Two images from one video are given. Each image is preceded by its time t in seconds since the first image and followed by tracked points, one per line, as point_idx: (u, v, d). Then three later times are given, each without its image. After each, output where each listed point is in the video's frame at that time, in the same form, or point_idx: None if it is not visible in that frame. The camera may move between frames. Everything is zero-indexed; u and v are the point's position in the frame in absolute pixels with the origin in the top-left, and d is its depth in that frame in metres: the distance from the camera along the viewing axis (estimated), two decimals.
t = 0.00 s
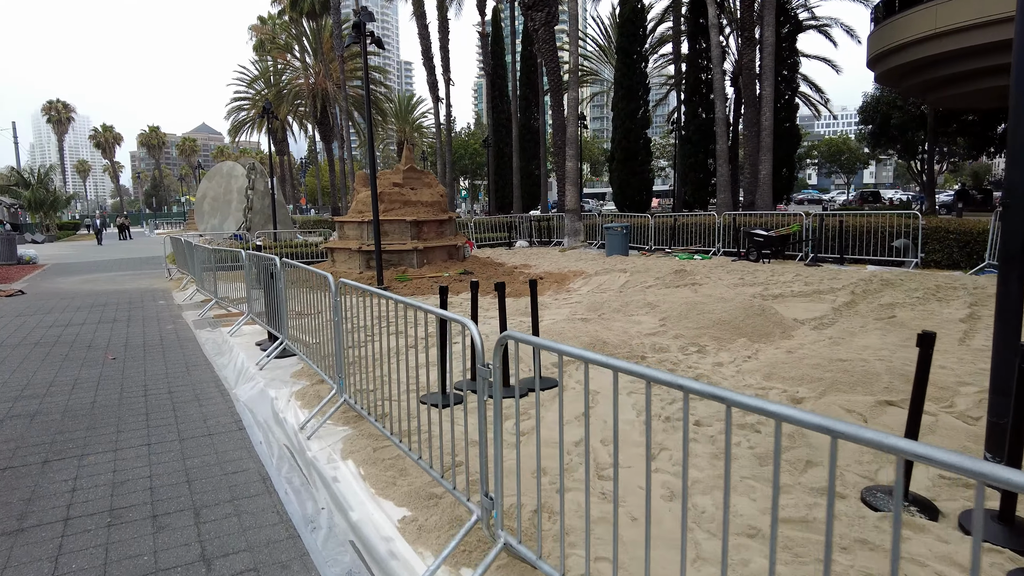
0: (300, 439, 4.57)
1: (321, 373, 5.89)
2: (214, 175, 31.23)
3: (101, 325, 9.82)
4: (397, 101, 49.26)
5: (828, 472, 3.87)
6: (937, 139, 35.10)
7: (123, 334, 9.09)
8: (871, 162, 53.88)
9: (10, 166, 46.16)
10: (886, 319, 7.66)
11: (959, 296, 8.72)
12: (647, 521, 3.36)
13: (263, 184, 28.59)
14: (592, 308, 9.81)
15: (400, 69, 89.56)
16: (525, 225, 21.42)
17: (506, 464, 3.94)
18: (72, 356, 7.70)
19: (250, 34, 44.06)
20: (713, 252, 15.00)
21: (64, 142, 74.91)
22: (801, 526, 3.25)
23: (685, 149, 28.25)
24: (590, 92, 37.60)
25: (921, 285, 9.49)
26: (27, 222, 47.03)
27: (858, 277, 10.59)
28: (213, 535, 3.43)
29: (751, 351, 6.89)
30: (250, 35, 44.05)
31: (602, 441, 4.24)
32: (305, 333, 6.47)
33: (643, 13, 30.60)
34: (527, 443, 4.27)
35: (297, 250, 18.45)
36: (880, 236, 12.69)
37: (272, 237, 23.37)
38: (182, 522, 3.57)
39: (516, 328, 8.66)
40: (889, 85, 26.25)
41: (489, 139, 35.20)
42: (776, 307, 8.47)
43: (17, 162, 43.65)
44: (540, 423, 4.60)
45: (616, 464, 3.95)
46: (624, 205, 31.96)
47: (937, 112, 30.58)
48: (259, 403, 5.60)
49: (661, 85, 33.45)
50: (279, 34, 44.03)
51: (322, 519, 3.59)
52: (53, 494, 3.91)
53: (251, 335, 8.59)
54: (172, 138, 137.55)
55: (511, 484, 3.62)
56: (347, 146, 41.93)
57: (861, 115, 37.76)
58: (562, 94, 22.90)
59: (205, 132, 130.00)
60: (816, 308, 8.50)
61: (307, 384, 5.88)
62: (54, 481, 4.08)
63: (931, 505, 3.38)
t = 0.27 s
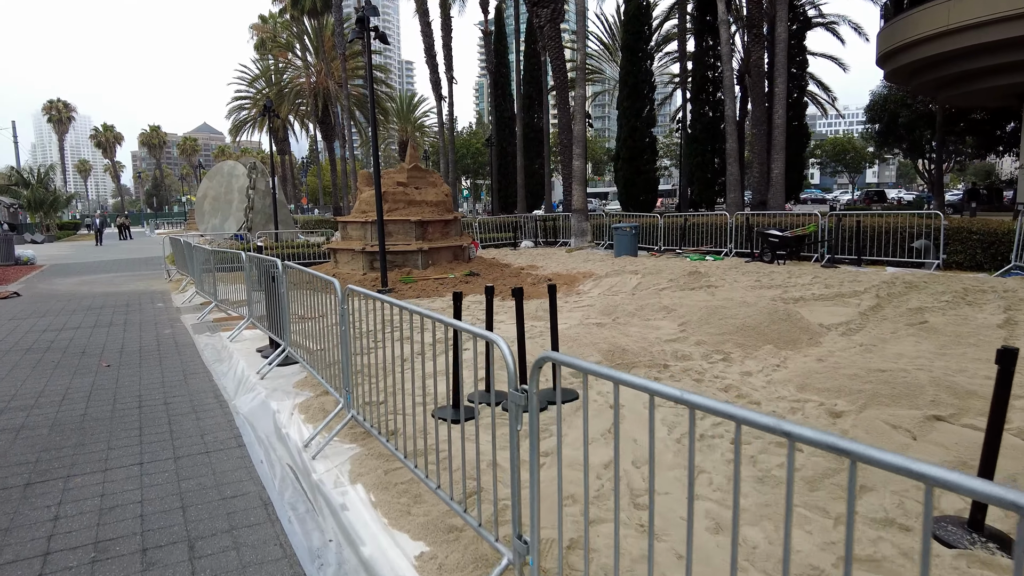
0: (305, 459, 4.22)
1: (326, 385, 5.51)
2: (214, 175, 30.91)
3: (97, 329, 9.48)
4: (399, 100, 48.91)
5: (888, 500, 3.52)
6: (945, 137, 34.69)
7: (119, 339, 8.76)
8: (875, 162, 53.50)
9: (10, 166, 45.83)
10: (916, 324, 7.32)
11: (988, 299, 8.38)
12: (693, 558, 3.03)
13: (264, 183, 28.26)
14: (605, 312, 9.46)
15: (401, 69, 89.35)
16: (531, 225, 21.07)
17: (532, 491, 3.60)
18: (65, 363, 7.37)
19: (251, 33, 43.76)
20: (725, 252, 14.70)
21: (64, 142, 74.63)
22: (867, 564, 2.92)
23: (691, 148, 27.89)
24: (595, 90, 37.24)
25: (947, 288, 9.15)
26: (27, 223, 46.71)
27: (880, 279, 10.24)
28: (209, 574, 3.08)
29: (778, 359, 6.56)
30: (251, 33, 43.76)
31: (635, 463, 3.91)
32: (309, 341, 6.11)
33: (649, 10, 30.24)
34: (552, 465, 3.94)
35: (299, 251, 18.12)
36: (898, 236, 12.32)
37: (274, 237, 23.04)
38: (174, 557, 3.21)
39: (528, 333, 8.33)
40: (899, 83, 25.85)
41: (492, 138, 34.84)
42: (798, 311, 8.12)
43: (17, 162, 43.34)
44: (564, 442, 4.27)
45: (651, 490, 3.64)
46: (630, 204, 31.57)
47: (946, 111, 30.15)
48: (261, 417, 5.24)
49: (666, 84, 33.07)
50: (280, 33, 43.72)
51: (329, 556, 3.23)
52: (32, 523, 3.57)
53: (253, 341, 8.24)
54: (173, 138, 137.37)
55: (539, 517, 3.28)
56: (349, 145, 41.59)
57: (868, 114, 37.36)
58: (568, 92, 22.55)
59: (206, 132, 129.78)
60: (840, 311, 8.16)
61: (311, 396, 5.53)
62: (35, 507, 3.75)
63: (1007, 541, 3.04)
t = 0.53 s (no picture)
0: (317, 476, 3.93)
1: (339, 395, 5.19)
2: (218, 174, 30.56)
3: (98, 332, 9.20)
4: (403, 98, 48.60)
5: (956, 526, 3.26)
6: (956, 136, 34.25)
7: (121, 342, 8.48)
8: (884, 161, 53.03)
9: (13, 165, 45.58)
10: (952, 329, 7.02)
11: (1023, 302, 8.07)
12: None
13: (268, 182, 27.98)
14: (622, 314, 9.17)
15: (405, 68, 89.02)
16: (539, 224, 20.76)
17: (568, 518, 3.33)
18: (64, 367, 7.08)
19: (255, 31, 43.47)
20: (740, 252, 14.44)
21: (67, 141, 74.41)
22: None
23: (700, 146, 27.55)
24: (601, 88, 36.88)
25: (977, 291, 8.84)
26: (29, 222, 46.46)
27: (905, 281, 9.94)
28: None
29: (810, 365, 6.26)
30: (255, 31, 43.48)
31: (676, 484, 3.66)
32: (320, 347, 5.79)
33: (657, 7, 29.87)
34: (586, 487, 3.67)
35: (304, 251, 17.84)
36: (921, 236, 11.95)
37: (278, 236, 22.77)
38: None
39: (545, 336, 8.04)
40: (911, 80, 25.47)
41: (498, 136, 34.50)
42: (826, 314, 7.83)
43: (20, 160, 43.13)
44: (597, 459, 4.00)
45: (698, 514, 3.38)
46: (637, 203, 31.21)
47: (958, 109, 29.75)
48: (268, 429, 4.93)
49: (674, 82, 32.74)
50: (284, 31, 43.43)
51: None
52: (22, 550, 3.26)
53: (259, 345, 7.93)
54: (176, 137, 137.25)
55: (579, 548, 3.00)
56: (354, 144, 41.30)
57: (878, 112, 36.95)
58: (577, 89, 22.21)
59: (209, 130, 129.62)
60: (869, 314, 7.87)
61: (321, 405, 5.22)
62: (26, 531, 3.45)
63: None
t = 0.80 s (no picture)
0: (331, 499, 3.62)
1: (352, 407, 4.87)
2: (223, 173, 30.08)
3: (99, 336, 8.91)
4: (408, 98, 48.32)
5: None
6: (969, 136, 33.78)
7: (123, 347, 8.19)
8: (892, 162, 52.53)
9: (18, 164, 45.41)
10: (993, 336, 6.68)
11: None
12: None
13: (274, 182, 27.75)
14: (642, 320, 8.85)
15: (410, 68, 88.77)
16: (548, 225, 20.42)
17: (614, 551, 3.02)
18: (63, 374, 6.78)
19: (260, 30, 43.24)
20: (756, 254, 14.18)
21: (73, 141, 74.33)
22: None
23: (711, 147, 27.20)
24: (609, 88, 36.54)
25: (1011, 296, 8.50)
26: (34, 221, 46.26)
27: (933, 285, 9.60)
28: None
29: (847, 376, 5.93)
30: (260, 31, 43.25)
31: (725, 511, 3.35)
32: (332, 356, 5.48)
33: (667, 6, 29.51)
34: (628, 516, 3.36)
35: (310, 251, 17.56)
36: (945, 239, 11.56)
37: (284, 237, 22.52)
38: None
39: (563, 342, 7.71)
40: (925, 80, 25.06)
41: (505, 136, 34.18)
42: (856, 320, 7.50)
43: (25, 159, 42.95)
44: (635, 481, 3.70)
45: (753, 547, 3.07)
46: (646, 204, 30.83)
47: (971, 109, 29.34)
48: (278, 444, 4.62)
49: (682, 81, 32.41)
50: (290, 30, 43.20)
51: None
52: None
53: (265, 351, 7.60)
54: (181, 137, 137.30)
55: None
56: (359, 144, 41.02)
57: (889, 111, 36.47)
58: (586, 89, 21.87)
59: (214, 130, 129.58)
60: (902, 320, 7.52)
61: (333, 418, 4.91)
62: (14, 562, 3.14)
63: None
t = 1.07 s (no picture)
0: (340, 524, 3.33)
1: (362, 420, 4.56)
2: (226, 173, 29.97)
3: (97, 340, 8.62)
4: (411, 97, 48.02)
5: None
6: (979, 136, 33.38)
7: (121, 352, 7.90)
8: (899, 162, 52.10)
9: (20, 164, 45.20)
10: None
11: None
12: None
13: (277, 182, 27.48)
14: (658, 324, 8.54)
15: (412, 68, 88.52)
16: (555, 225, 20.14)
17: None
18: (57, 381, 6.49)
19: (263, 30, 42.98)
20: (770, 255, 13.92)
21: (75, 141, 74.15)
22: None
23: (719, 146, 26.89)
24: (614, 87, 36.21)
25: None
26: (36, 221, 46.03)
27: (959, 288, 9.27)
28: None
29: (881, 385, 5.60)
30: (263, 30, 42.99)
31: (775, 541, 3.04)
32: (340, 365, 5.16)
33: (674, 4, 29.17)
34: (669, 548, 3.05)
35: (314, 252, 17.27)
36: (967, 240, 11.24)
37: (287, 237, 22.24)
38: None
39: (577, 348, 7.40)
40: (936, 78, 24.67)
41: (510, 136, 33.87)
42: (885, 324, 7.17)
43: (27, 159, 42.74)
44: (672, 507, 3.39)
45: None
46: (652, 204, 30.48)
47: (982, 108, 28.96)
48: (283, 461, 4.32)
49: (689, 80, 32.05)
50: (292, 29, 42.93)
51: None
52: None
53: (268, 356, 7.30)
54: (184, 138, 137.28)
55: None
56: (362, 143, 40.72)
57: (897, 110, 36.07)
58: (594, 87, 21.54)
59: (216, 131, 129.52)
60: (933, 325, 7.19)
61: (340, 431, 4.61)
62: None
63: None
